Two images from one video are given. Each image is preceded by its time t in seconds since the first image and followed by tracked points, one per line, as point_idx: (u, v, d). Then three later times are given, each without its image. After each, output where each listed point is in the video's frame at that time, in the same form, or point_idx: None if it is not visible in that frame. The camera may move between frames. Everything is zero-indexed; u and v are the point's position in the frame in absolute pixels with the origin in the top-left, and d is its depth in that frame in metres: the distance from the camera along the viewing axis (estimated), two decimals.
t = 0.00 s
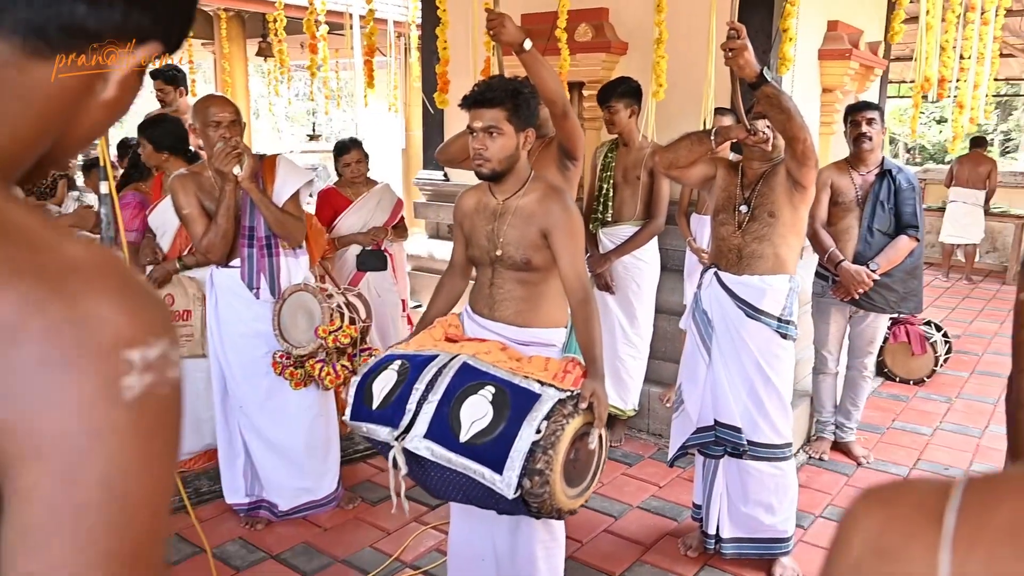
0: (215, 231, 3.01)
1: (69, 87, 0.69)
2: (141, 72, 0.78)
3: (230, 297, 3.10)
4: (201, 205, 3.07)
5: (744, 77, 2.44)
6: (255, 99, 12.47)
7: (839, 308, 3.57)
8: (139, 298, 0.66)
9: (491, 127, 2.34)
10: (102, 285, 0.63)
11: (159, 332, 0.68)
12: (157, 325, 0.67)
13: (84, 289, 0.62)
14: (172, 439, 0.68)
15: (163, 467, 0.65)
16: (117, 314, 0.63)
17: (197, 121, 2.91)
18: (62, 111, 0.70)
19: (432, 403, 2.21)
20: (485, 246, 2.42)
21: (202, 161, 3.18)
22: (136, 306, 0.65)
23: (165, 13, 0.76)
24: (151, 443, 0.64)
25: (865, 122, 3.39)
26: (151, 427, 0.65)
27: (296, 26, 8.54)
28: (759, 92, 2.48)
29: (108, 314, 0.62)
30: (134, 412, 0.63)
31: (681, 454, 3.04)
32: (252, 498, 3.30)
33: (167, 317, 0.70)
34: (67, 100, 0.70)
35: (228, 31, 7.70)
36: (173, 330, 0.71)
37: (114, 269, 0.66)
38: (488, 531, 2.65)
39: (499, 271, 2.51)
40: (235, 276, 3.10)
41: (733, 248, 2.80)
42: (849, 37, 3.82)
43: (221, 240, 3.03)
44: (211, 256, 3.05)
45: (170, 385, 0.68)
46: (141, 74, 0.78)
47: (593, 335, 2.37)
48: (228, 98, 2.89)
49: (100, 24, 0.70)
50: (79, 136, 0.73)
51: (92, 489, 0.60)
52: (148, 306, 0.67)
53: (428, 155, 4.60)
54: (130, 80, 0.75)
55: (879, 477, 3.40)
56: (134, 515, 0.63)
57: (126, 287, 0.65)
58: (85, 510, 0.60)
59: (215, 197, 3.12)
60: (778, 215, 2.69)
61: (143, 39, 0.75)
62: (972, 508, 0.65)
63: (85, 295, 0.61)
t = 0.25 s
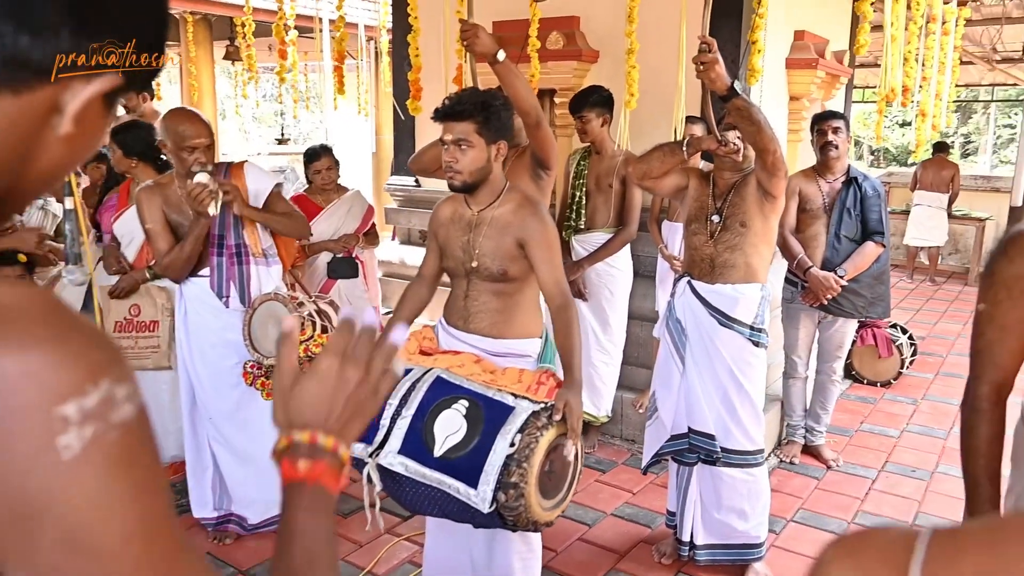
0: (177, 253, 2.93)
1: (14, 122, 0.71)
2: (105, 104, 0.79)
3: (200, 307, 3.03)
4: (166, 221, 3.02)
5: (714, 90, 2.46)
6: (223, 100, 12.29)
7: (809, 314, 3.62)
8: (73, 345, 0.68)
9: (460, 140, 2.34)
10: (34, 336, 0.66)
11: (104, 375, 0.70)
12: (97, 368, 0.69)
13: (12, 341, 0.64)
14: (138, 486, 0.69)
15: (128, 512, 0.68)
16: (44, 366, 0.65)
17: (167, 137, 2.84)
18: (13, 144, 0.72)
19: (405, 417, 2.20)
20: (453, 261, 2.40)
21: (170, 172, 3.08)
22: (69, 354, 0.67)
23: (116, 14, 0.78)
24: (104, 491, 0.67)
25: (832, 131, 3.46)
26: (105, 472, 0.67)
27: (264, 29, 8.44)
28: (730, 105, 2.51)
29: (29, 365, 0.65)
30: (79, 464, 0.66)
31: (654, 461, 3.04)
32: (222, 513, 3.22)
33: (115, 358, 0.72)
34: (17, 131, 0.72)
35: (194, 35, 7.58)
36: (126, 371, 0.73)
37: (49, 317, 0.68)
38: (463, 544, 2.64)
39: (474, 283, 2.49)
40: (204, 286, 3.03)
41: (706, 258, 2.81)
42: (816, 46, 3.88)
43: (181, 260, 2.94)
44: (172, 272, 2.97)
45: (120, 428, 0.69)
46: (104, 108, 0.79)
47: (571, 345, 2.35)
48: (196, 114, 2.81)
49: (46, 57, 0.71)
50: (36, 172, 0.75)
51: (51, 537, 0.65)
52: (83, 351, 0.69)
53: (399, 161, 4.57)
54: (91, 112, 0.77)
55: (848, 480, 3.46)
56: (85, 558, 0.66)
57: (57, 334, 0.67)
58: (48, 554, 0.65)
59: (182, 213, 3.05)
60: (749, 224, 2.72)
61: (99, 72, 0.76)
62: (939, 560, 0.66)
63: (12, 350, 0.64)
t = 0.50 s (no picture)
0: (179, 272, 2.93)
1: None
2: (88, 124, 0.79)
3: (194, 313, 3.02)
4: (156, 232, 2.98)
5: (705, 95, 2.47)
6: (210, 101, 12.23)
7: (798, 315, 3.69)
8: (61, 374, 0.66)
9: (440, 151, 2.36)
10: (21, 370, 0.64)
11: (103, 393, 0.68)
12: (91, 391, 0.67)
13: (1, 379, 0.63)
14: (159, 498, 0.68)
15: (150, 520, 0.67)
16: (34, 399, 0.64)
17: (163, 152, 2.85)
18: None
19: (401, 421, 2.19)
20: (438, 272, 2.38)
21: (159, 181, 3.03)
22: (61, 382, 0.66)
23: (113, 13, 0.80)
24: (121, 504, 0.66)
25: (819, 133, 3.49)
26: (120, 485, 0.66)
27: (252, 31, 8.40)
28: (720, 109, 2.53)
29: (21, 403, 0.63)
30: (90, 484, 0.65)
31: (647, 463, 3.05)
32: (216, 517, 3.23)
33: (109, 376, 0.70)
34: None
35: (180, 36, 7.53)
36: (121, 385, 0.71)
37: (38, 346, 0.67)
38: (456, 548, 2.64)
39: (467, 291, 2.50)
40: (199, 292, 3.02)
41: (697, 261, 2.83)
42: (803, 47, 3.89)
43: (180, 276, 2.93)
44: (168, 286, 2.96)
45: (125, 443, 0.68)
46: (85, 128, 0.79)
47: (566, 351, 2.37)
48: (187, 126, 2.81)
49: (18, 79, 0.71)
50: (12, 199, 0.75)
51: (76, 558, 0.66)
52: (72, 377, 0.67)
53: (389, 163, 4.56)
54: (71, 132, 0.77)
55: (838, 479, 3.48)
56: (117, 567, 0.66)
57: (44, 364, 0.66)
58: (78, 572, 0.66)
59: (172, 221, 3.01)
60: (740, 228, 2.74)
61: (77, 91, 0.76)
62: None
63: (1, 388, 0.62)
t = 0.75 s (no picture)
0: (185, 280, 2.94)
1: None
2: (82, 134, 0.80)
3: (196, 314, 3.02)
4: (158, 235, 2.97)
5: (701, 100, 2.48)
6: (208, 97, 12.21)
7: (793, 317, 3.69)
8: (73, 404, 0.69)
9: (437, 156, 2.36)
10: (35, 403, 0.67)
11: (108, 432, 0.72)
12: (100, 430, 0.71)
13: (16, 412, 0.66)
14: (142, 540, 0.73)
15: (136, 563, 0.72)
16: (46, 429, 0.67)
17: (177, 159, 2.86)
18: None
19: (397, 422, 2.18)
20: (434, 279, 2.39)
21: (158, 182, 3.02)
22: (72, 418, 0.69)
23: (109, 18, 0.84)
24: (114, 545, 0.70)
25: (815, 134, 3.50)
26: (114, 527, 0.70)
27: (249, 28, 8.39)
28: (716, 113, 2.54)
29: (36, 433, 0.66)
30: (90, 522, 0.69)
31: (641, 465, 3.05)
32: (212, 516, 3.20)
33: (116, 414, 0.74)
34: None
35: (178, 35, 7.53)
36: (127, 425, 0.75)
37: (46, 376, 0.69)
38: (449, 550, 2.65)
39: (464, 294, 2.50)
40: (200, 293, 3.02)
41: (692, 265, 2.83)
42: (800, 48, 3.88)
43: (185, 285, 2.94)
44: (171, 293, 2.96)
45: (126, 482, 0.72)
46: (81, 140, 0.80)
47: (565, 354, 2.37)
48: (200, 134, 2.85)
49: (29, 82, 0.73)
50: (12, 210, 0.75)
51: None
52: (83, 412, 0.70)
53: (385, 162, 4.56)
54: (67, 139, 0.78)
55: (832, 480, 3.49)
56: None
57: (58, 399, 0.69)
58: None
59: (173, 224, 3.00)
60: (735, 232, 2.73)
61: (65, 100, 0.76)
62: None
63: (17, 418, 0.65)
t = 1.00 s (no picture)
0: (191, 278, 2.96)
1: None
2: (71, 124, 0.80)
3: (197, 312, 3.04)
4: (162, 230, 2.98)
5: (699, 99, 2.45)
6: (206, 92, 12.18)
7: (791, 315, 3.69)
8: (84, 429, 0.73)
9: (442, 152, 2.33)
10: (49, 426, 0.71)
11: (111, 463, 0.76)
12: (104, 458, 0.75)
13: (32, 433, 0.69)
14: None
15: None
16: (62, 449, 0.70)
17: (191, 156, 2.88)
18: None
19: (394, 421, 2.18)
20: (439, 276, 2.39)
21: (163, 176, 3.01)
22: (83, 442, 0.73)
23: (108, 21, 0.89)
24: None
25: (814, 132, 3.48)
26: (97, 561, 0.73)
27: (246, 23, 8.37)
28: (714, 113, 2.51)
29: (52, 455, 0.70)
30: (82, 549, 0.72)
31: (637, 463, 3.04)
32: (208, 511, 3.21)
33: (120, 447, 0.77)
34: None
35: (175, 30, 7.51)
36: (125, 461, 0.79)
37: (57, 399, 0.74)
38: (447, 548, 2.64)
39: (463, 292, 2.49)
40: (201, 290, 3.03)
41: (689, 264, 2.82)
42: (799, 45, 3.86)
43: (191, 283, 2.96)
44: (173, 290, 2.96)
45: (120, 515, 0.76)
46: (71, 131, 0.80)
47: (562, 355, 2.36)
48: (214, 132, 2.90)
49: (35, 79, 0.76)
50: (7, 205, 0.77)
51: None
52: (93, 437, 0.74)
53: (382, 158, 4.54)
54: (50, 127, 0.78)
55: (829, 479, 3.49)
56: None
57: (73, 421, 0.73)
58: None
59: (178, 219, 3.00)
60: (733, 231, 2.72)
61: (34, 86, 0.76)
62: None
63: (37, 439, 0.69)
